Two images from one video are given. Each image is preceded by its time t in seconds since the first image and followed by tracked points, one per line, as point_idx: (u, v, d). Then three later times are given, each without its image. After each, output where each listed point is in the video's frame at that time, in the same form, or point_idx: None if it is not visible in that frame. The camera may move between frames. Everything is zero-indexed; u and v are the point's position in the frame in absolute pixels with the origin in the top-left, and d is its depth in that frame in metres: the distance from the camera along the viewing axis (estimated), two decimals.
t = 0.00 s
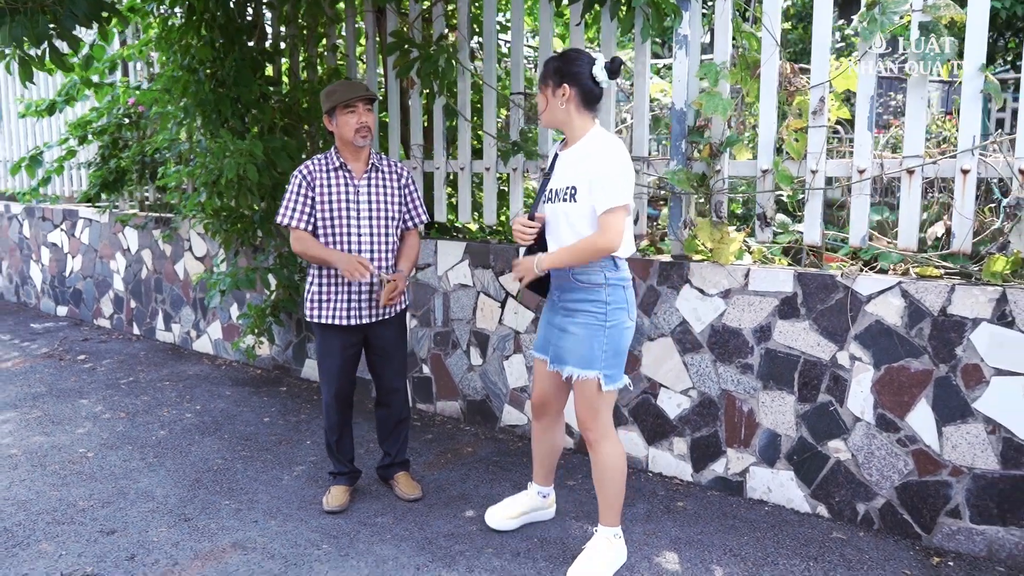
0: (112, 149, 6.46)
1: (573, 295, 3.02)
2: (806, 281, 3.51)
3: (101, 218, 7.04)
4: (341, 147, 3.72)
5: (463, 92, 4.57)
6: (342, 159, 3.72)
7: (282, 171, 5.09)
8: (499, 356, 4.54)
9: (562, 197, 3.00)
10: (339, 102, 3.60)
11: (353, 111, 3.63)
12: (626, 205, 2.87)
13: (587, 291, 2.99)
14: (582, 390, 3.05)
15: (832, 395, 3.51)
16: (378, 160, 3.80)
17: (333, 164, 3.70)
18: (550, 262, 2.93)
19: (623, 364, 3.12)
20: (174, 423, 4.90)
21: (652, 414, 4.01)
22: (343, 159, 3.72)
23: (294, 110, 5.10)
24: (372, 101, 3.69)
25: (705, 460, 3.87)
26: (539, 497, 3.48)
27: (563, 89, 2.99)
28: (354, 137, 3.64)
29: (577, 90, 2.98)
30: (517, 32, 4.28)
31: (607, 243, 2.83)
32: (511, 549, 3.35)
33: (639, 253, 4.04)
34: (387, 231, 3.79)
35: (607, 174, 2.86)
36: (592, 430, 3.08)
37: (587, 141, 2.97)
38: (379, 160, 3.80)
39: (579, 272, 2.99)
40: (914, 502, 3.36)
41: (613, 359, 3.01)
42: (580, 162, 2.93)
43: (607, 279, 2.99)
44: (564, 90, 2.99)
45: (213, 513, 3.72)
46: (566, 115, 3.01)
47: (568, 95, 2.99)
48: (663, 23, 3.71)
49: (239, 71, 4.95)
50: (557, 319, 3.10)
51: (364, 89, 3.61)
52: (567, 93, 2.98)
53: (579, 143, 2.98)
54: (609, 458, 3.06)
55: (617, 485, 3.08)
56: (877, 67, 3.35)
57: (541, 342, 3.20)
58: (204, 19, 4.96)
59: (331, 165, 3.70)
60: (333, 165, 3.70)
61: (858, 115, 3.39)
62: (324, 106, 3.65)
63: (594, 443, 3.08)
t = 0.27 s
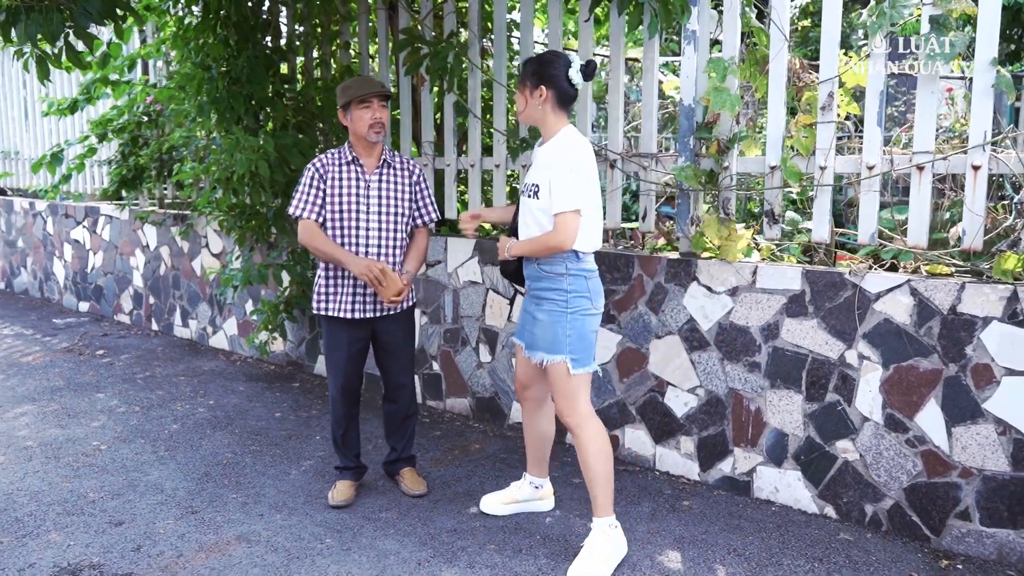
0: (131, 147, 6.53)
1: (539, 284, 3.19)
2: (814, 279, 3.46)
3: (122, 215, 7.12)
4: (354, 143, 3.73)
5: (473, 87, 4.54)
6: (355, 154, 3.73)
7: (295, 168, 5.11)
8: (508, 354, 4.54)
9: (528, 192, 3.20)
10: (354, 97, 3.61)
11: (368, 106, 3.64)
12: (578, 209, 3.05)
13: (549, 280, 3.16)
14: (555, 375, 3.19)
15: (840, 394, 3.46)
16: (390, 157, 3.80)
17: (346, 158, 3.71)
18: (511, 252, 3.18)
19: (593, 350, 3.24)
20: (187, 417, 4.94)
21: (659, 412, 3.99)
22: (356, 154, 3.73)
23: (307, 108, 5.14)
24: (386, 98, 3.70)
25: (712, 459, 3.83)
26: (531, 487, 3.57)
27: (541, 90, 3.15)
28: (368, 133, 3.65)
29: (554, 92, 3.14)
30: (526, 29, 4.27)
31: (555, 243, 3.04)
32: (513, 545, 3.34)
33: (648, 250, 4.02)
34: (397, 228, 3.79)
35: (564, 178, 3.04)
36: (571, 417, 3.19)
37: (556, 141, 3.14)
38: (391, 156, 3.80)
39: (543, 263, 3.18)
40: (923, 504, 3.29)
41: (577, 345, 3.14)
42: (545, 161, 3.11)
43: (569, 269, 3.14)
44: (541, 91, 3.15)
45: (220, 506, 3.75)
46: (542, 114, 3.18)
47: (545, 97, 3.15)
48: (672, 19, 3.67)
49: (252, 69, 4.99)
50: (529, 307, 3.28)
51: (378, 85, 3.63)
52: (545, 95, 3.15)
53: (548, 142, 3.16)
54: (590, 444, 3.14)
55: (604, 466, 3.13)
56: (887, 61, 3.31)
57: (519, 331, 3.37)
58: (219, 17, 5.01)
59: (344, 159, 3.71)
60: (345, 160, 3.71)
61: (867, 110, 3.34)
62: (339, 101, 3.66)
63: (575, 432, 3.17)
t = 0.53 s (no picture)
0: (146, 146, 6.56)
1: (530, 273, 3.32)
2: (825, 279, 3.40)
3: (138, 213, 7.16)
4: (366, 140, 3.71)
5: (485, 85, 4.55)
6: (366, 151, 3.72)
7: (306, 166, 5.10)
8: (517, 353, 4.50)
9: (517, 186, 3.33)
10: (366, 94, 3.60)
11: (383, 103, 3.63)
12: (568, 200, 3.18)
13: (538, 268, 3.28)
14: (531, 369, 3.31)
15: (851, 396, 3.39)
16: (401, 154, 3.78)
17: (356, 155, 3.71)
18: (504, 244, 3.31)
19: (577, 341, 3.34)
20: (198, 415, 4.95)
21: (668, 413, 3.94)
22: (367, 151, 3.71)
23: (318, 106, 5.14)
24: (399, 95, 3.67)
25: (721, 461, 3.78)
26: (537, 486, 3.56)
27: (529, 87, 3.27)
28: (382, 130, 3.64)
29: (543, 88, 3.27)
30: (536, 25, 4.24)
31: (546, 234, 3.17)
32: (517, 547, 3.31)
33: (657, 249, 3.98)
34: (407, 225, 3.76)
35: (553, 171, 3.16)
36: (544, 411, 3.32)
37: (545, 135, 3.26)
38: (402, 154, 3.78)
39: (533, 254, 3.30)
40: (936, 509, 3.21)
41: (557, 333, 3.25)
42: (534, 155, 3.24)
43: (557, 258, 3.24)
44: (530, 87, 3.27)
45: (227, 503, 3.74)
46: (531, 109, 3.30)
47: (534, 93, 3.27)
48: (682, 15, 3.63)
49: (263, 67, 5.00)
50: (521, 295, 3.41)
51: (391, 82, 3.61)
52: (534, 91, 3.27)
53: (538, 137, 3.28)
54: (560, 439, 3.30)
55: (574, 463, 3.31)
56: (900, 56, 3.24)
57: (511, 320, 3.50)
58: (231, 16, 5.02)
59: (354, 156, 3.71)
60: (356, 156, 3.70)
61: (880, 107, 3.27)
62: (353, 97, 3.63)
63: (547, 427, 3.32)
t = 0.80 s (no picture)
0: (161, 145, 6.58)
1: (530, 272, 3.36)
2: (840, 279, 3.34)
3: (154, 212, 7.19)
4: (377, 138, 3.68)
5: (497, 82, 4.51)
6: (376, 150, 3.68)
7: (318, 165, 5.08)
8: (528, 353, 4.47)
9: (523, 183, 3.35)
10: (378, 93, 3.55)
11: (396, 101, 3.60)
12: (574, 195, 3.19)
13: (539, 268, 3.32)
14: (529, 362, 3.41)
15: (867, 399, 3.33)
16: (412, 152, 3.74)
17: (367, 153, 3.67)
18: (511, 243, 3.33)
19: (577, 339, 3.39)
20: (210, 413, 4.95)
21: (680, 414, 3.89)
22: (378, 149, 3.68)
23: (331, 105, 5.13)
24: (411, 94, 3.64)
25: (734, 464, 3.73)
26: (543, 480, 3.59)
27: (533, 83, 3.28)
28: (396, 128, 3.61)
29: (546, 84, 3.28)
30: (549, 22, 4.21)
31: (553, 230, 3.19)
32: (525, 549, 3.27)
33: (670, 249, 3.94)
34: (419, 223, 3.73)
35: (558, 167, 3.17)
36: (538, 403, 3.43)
37: (550, 132, 3.28)
38: (413, 152, 3.75)
39: (535, 252, 3.34)
40: (954, 514, 3.14)
41: (558, 332, 3.31)
42: (539, 152, 3.26)
43: (558, 258, 3.29)
44: (535, 84, 3.28)
45: (236, 502, 3.72)
46: (534, 107, 3.31)
47: (538, 89, 3.28)
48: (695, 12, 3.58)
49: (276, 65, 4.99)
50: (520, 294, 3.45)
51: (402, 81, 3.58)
52: (537, 87, 3.28)
53: (543, 133, 3.29)
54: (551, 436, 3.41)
55: (558, 456, 3.42)
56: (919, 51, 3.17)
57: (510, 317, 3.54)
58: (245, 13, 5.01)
59: (365, 154, 3.68)
60: (366, 155, 3.67)
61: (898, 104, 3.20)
62: (365, 96, 3.60)
63: (540, 419, 3.43)
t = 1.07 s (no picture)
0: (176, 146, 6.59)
1: (540, 275, 3.31)
2: (859, 283, 3.28)
3: (168, 212, 7.21)
4: (385, 139, 3.64)
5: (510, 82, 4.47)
6: (384, 151, 3.65)
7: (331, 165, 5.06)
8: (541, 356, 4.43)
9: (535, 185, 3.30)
10: (387, 96, 3.51)
11: (404, 104, 3.54)
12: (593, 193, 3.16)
13: (549, 270, 3.28)
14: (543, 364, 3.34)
15: (886, 405, 3.27)
16: (421, 153, 3.71)
17: (374, 156, 3.65)
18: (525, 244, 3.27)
19: (587, 342, 3.35)
20: (223, 414, 4.94)
21: (695, 419, 3.84)
22: (386, 151, 3.65)
23: (344, 105, 5.11)
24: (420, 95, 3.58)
25: (750, 469, 3.67)
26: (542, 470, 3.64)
27: (559, 87, 3.28)
28: (403, 131, 3.57)
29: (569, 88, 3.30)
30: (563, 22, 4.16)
31: (576, 229, 3.14)
32: (537, 555, 3.23)
33: (685, 251, 3.87)
34: (428, 225, 3.69)
35: (578, 166, 3.14)
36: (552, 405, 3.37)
37: (560, 133, 3.25)
38: (422, 153, 3.71)
39: (544, 254, 3.29)
40: (975, 523, 3.08)
41: (570, 334, 3.26)
42: (551, 153, 3.22)
43: (568, 259, 3.26)
44: (561, 87, 3.28)
45: (247, 504, 3.71)
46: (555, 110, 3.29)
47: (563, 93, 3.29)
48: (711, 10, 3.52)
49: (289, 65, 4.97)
50: (526, 298, 3.40)
51: (411, 83, 3.52)
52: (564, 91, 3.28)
53: (553, 135, 3.25)
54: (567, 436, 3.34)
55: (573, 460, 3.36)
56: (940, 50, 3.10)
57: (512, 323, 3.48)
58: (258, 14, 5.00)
59: (373, 156, 3.65)
60: (374, 157, 3.64)
61: (918, 105, 3.14)
62: (373, 98, 3.55)
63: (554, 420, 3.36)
